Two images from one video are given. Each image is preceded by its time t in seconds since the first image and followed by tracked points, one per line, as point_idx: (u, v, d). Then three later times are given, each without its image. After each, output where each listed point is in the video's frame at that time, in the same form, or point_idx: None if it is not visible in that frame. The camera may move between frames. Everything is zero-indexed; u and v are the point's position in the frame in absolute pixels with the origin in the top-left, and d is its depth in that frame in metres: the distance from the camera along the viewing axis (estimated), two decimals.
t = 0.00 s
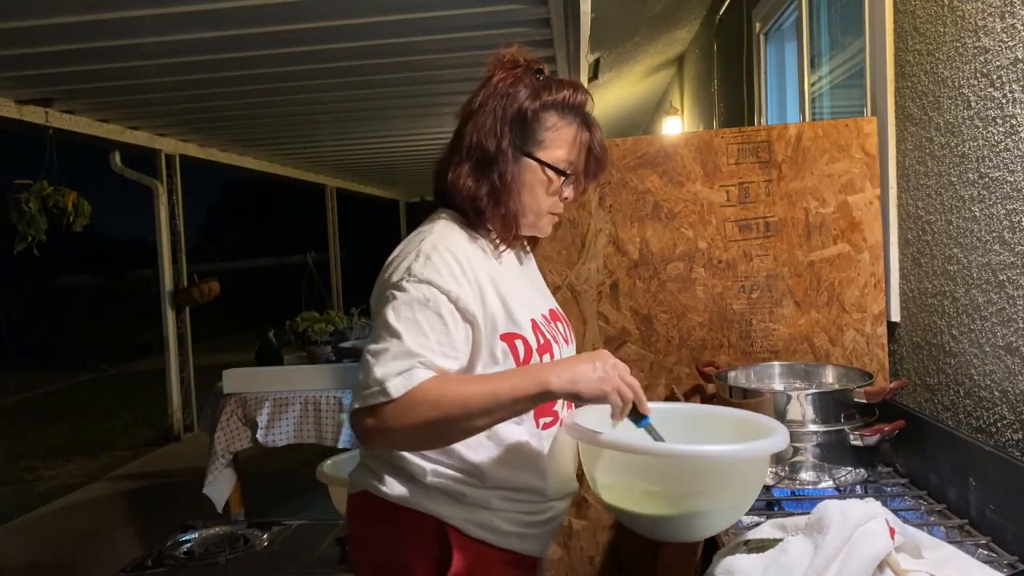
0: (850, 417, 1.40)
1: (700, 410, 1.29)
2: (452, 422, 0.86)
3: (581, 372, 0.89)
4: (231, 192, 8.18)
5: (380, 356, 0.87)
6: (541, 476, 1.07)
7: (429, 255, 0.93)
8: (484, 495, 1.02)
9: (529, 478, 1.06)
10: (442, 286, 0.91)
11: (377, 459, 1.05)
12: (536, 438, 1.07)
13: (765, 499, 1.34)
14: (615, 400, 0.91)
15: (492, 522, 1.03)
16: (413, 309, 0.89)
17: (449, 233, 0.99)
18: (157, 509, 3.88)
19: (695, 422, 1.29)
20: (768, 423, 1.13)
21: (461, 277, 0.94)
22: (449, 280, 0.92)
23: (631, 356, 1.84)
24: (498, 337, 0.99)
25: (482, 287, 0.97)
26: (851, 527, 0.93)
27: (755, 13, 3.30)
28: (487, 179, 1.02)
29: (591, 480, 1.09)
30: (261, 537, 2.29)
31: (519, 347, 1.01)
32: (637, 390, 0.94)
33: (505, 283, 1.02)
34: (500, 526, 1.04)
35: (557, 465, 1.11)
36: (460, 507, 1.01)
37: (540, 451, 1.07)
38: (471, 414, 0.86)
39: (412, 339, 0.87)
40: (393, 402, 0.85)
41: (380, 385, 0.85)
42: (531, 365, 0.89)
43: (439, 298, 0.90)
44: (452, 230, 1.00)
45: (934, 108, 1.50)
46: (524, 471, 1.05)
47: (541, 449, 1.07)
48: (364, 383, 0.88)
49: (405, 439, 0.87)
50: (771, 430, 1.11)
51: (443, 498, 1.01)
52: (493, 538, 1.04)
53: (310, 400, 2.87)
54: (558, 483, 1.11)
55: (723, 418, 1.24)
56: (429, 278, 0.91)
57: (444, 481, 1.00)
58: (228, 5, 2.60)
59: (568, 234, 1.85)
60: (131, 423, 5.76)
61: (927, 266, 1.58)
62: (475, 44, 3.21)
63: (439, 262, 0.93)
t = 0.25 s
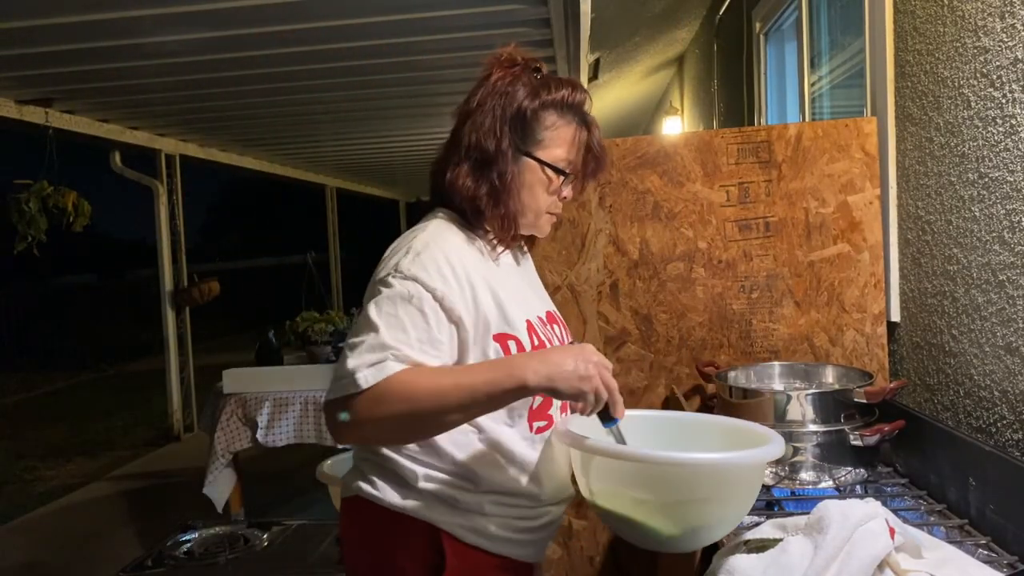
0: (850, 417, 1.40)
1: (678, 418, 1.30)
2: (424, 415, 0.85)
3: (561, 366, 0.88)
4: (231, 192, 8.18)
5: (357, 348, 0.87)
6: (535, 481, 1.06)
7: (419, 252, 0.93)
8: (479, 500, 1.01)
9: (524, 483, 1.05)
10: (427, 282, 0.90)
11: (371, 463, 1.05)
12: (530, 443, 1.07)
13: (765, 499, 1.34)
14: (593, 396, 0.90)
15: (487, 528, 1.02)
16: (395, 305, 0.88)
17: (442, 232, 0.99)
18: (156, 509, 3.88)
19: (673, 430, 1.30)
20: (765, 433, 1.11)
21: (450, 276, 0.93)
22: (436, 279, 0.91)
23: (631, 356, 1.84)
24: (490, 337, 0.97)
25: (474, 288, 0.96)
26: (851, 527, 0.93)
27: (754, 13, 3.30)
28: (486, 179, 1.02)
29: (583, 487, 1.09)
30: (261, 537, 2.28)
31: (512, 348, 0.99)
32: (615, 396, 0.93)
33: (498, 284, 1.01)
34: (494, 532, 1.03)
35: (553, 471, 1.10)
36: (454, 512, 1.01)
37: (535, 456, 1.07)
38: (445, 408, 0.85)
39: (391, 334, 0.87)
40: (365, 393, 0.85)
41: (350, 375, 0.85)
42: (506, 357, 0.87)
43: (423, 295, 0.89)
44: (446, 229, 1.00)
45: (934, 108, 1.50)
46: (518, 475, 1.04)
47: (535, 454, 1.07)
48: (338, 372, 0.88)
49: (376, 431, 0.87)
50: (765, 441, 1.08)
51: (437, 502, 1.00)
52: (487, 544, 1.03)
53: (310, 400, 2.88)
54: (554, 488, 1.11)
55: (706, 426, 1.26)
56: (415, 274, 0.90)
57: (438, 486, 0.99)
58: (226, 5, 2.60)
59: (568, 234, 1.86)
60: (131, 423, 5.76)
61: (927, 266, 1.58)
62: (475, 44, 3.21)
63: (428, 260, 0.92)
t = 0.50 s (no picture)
0: (850, 417, 1.39)
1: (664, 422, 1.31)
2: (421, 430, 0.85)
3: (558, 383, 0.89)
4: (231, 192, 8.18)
5: (354, 359, 0.86)
6: (532, 482, 1.06)
7: (416, 257, 0.92)
8: (476, 504, 1.01)
9: (520, 485, 1.05)
10: (425, 288, 0.89)
11: (366, 467, 1.04)
12: (527, 444, 1.06)
13: (764, 500, 1.34)
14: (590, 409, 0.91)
15: (484, 532, 1.02)
16: (392, 311, 0.87)
17: (438, 233, 0.98)
18: (156, 509, 3.88)
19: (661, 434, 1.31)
20: (759, 441, 1.11)
21: (447, 278, 0.93)
22: (433, 284, 0.90)
23: (631, 356, 1.84)
24: (487, 340, 0.97)
25: (470, 291, 0.95)
26: (851, 527, 0.93)
27: (754, 13, 3.30)
28: (481, 179, 1.01)
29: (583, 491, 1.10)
30: (261, 537, 2.28)
31: (509, 351, 0.99)
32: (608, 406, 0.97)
33: (495, 285, 1.01)
34: (491, 535, 1.02)
35: (549, 471, 1.10)
36: (451, 516, 1.00)
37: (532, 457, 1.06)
38: (442, 424, 0.85)
39: (388, 342, 0.86)
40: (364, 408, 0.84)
41: (347, 389, 0.84)
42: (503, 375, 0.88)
43: (420, 300, 0.88)
44: (443, 231, 0.99)
45: (934, 108, 1.50)
46: (514, 477, 1.04)
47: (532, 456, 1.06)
48: (334, 383, 0.87)
49: (371, 443, 0.87)
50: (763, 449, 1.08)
51: (433, 506, 0.99)
52: (484, 548, 1.02)
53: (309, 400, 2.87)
54: (551, 490, 1.10)
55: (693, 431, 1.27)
56: (412, 279, 0.89)
57: (435, 490, 0.98)
58: (227, 5, 2.60)
59: (568, 234, 1.86)
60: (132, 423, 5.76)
61: (927, 266, 1.58)
62: (475, 45, 3.21)
63: (424, 263, 0.92)
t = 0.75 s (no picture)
0: (850, 416, 1.39)
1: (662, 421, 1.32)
2: (451, 450, 0.86)
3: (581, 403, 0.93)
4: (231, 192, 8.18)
5: (378, 376, 0.84)
6: (529, 482, 1.06)
7: (421, 262, 0.91)
8: (475, 505, 1.00)
9: (518, 484, 1.04)
10: (435, 294, 0.89)
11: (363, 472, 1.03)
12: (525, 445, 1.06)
13: (765, 499, 1.34)
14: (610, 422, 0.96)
15: (483, 533, 1.01)
16: (409, 321, 0.86)
17: (437, 237, 0.98)
18: (156, 510, 3.87)
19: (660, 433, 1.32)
20: (762, 437, 1.13)
21: (453, 283, 0.93)
22: (443, 292, 0.90)
23: (631, 356, 1.84)
24: (490, 342, 0.97)
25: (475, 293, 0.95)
26: (851, 527, 0.93)
27: (754, 13, 3.30)
28: (469, 179, 1.01)
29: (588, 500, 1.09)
30: (261, 537, 2.28)
31: (511, 352, 0.99)
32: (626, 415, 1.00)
33: (494, 287, 1.01)
34: (491, 536, 1.02)
35: (544, 472, 1.10)
36: (450, 518, 0.99)
37: (528, 458, 1.07)
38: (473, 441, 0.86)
39: (410, 354, 0.85)
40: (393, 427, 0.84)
41: (380, 409, 0.84)
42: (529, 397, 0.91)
43: (433, 307, 0.88)
44: (441, 234, 0.99)
45: (933, 108, 1.50)
46: (512, 477, 1.03)
47: (528, 457, 1.06)
48: (359, 402, 0.85)
49: (399, 463, 0.87)
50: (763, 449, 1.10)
51: (433, 508, 0.99)
52: (484, 549, 1.02)
53: (310, 400, 2.88)
54: (547, 491, 1.10)
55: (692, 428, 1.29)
56: (423, 286, 0.89)
57: (435, 491, 0.98)
58: (227, 5, 2.60)
59: (568, 234, 1.86)
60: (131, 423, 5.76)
61: (927, 266, 1.58)
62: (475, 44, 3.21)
63: (431, 269, 0.91)
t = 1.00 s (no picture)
0: (850, 416, 1.39)
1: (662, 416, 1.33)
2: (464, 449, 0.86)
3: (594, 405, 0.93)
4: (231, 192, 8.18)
5: (388, 374, 0.84)
6: (529, 482, 1.06)
7: (424, 261, 0.91)
8: (476, 505, 1.00)
9: (518, 484, 1.05)
10: (440, 292, 0.89)
11: (362, 473, 1.03)
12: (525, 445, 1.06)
13: (765, 500, 1.34)
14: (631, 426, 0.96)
15: (484, 532, 1.02)
16: (415, 318, 0.86)
17: (436, 236, 0.97)
18: (157, 509, 3.87)
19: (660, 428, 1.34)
20: (767, 430, 1.15)
21: (455, 281, 0.93)
22: (447, 289, 0.90)
23: (631, 356, 1.84)
24: (492, 341, 0.97)
25: (476, 292, 0.95)
26: (851, 527, 0.93)
27: (754, 13, 3.30)
28: (463, 180, 1.00)
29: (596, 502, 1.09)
30: (261, 537, 2.28)
31: (512, 351, 0.99)
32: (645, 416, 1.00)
33: (495, 286, 1.01)
34: (492, 535, 1.03)
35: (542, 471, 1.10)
36: (452, 518, 0.99)
37: (528, 458, 1.06)
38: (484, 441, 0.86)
39: (418, 351, 0.85)
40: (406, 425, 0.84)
41: (392, 407, 0.83)
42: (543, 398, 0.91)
43: (438, 305, 0.88)
44: (440, 233, 0.99)
45: (933, 108, 1.50)
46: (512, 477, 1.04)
47: (528, 456, 1.06)
48: (369, 400, 0.85)
49: (411, 462, 0.86)
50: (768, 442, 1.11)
51: (434, 509, 0.98)
52: (485, 548, 1.02)
53: (310, 400, 2.87)
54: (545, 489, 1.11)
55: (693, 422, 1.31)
56: (427, 284, 0.89)
57: (437, 493, 0.98)
58: (226, 5, 2.60)
59: (568, 234, 1.86)
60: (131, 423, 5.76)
61: (927, 266, 1.58)
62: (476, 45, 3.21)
63: (434, 266, 0.91)
